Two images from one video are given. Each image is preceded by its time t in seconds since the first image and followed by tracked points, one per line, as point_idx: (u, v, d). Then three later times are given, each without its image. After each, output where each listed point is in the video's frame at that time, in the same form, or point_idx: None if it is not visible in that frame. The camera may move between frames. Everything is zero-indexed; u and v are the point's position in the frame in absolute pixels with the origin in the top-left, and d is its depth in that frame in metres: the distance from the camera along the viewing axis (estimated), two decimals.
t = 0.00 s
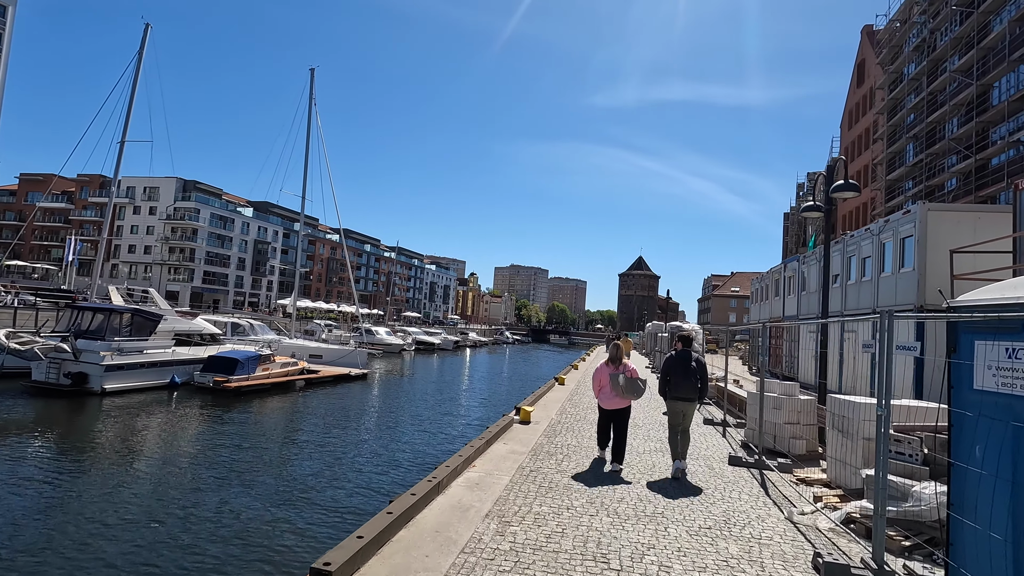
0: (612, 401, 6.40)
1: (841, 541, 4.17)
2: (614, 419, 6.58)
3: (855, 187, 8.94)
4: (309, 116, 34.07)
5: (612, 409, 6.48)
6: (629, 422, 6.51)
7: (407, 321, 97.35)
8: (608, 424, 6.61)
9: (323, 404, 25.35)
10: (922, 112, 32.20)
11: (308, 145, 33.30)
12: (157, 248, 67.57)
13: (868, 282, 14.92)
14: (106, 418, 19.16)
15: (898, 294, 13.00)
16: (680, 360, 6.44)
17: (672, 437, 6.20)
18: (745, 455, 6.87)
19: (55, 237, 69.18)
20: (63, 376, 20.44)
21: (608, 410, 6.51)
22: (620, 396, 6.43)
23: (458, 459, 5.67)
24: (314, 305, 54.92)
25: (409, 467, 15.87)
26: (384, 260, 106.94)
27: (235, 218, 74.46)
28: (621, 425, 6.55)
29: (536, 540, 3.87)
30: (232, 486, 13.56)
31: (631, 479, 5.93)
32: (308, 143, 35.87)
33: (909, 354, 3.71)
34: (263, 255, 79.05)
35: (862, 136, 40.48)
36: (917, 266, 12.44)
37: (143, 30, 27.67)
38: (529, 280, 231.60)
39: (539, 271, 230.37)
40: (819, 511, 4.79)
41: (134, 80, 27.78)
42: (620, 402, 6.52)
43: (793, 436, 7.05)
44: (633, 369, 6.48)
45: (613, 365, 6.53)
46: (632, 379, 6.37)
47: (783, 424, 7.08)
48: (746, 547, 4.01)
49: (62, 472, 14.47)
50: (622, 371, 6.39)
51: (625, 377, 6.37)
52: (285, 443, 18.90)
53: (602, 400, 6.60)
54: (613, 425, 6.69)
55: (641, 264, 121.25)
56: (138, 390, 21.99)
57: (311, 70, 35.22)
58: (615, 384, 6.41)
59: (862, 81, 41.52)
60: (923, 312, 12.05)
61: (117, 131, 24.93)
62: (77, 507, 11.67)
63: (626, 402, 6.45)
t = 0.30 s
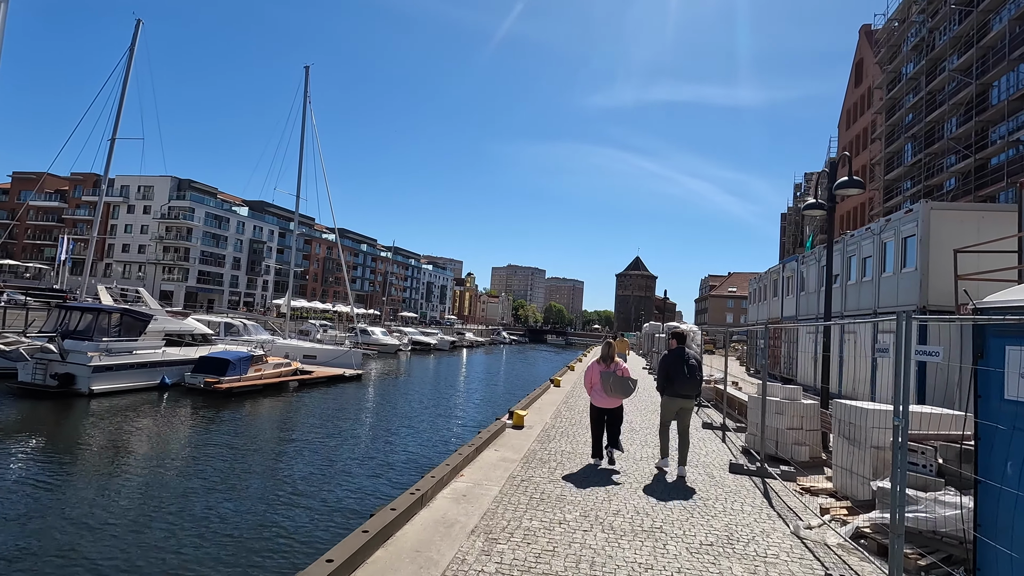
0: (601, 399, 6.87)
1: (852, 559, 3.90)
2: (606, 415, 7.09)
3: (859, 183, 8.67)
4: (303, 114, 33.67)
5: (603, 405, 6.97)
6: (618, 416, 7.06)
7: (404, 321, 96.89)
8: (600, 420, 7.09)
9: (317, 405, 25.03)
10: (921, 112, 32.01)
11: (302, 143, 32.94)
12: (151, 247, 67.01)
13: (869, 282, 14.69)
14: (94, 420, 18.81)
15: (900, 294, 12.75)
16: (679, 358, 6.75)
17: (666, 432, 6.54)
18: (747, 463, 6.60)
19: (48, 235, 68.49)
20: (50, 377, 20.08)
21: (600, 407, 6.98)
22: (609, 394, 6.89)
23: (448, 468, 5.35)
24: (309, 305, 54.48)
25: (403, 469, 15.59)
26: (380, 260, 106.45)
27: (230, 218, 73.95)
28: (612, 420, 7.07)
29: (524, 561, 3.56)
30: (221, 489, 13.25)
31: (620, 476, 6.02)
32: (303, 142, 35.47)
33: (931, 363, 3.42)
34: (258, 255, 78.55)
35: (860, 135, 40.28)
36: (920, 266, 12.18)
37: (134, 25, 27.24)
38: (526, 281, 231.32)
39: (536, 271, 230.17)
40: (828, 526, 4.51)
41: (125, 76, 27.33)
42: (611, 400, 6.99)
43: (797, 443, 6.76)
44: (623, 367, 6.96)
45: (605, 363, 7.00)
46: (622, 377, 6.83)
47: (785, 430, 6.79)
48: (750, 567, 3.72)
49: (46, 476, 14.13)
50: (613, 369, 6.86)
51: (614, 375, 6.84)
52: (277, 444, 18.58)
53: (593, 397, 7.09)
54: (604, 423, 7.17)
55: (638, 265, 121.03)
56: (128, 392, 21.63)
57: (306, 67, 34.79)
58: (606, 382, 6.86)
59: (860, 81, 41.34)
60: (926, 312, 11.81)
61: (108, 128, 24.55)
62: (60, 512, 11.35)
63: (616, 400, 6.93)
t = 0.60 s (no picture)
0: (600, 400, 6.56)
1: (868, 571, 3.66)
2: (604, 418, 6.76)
3: (865, 177, 8.41)
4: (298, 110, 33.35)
5: (601, 408, 6.65)
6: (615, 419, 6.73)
7: (401, 320, 96.58)
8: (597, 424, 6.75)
9: (311, 404, 24.75)
10: (920, 110, 31.84)
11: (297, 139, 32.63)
12: (146, 245, 66.61)
13: (870, 280, 14.46)
14: (84, 419, 18.50)
15: (904, 292, 12.49)
16: (670, 359, 6.70)
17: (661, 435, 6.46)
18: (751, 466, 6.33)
19: (42, 233, 67.99)
20: (38, 375, 19.76)
21: (598, 408, 6.67)
22: (608, 396, 6.57)
23: (437, 473, 5.05)
24: (306, 304, 54.19)
25: (396, 469, 15.29)
26: (377, 259, 106.16)
27: (227, 216, 73.54)
28: (608, 423, 6.76)
29: None
30: (209, 490, 12.93)
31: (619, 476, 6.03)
32: (298, 138, 35.09)
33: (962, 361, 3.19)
34: (254, 253, 78.19)
35: (859, 134, 40.10)
36: (924, 263, 11.94)
37: (127, 19, 26.89)
38: (523, 280, 231.31)
39: (533, 271, 230.10)
40: (840, 534, 4.27)
41: (117, 71, 26.92)
42: (608, 402, 6.70)
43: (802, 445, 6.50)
44: (621, 368, 6.69)
45: (604, 363, 6.79)
46: (619, 379, 6.53)
47: (791, 432, 6.52)
48: None
49: (30, 476, 13.81)
50: (611, 370, 6.57)
51: (613, 376, 6.53)
52: (269, 445, 18.26)
53: (591, 399, 6.78)
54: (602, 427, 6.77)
55: (636, 264, 120.98)
56: (118, 391, 21.32)
57: (301, 63, 34.42)
58: (603, 383, 6.57)
59: (860, 79, 41.10)
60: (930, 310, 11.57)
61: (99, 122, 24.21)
62: (43, 513, 11.05)
63: (613, 402, 6.63)
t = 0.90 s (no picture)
0: (602, 398, 6.86)
1: None
2: (604, 414, 7.07)
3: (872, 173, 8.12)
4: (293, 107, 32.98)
5: (602, 405, 6.94)
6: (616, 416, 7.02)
7: (398, 320, 96.15)
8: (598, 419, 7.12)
9: (304, 405, 24.40)
10: (920, 109, 31.64)
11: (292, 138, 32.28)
12: (141, 244, 66.11)
13: (873, 281, 14.17)
14: (71, 421, 18.15)
15: (909, 293, 12.22)
16: (664, 358, 6.82)
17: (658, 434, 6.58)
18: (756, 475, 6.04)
19: (35, 232, 67.45)
20: (25, 376, 19.40)
21: (599, 406, 6.97)
22: (608, 393, 6.87)
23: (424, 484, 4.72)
24: (301, 303, 53.77)
25: (389, 472, 14.97)
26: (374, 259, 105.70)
27: (222, 215, 73.11)
28: (609, 418, 7.08)
29: None
30: (197, 494, 12.61)
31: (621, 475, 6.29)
32: (294, 136, 34.72)
33: (1003, 369, 2.94)
34: (250, 253, 77.74)
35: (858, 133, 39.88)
36: (928, 263, 11.66)
37: (120, 15, 26.54)
38: (521, 279, 231.08)
39: (531, 271, 229.83)
40: (855, 552, 4.00)
41: (109, 67, 26.52)
42: (609, 399, 6.99)
43: (809, 453, 6.23)
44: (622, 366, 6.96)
45: (605, 362, 7.01)
46: (621, 376, 6.82)
47: (797, 439, 6.27)
48: None
49: (12, 480, 13.46)
50: (613, 368, 6.84)
51: (615, 375, 6.83)
52: (260, 447, 17.91)
53: (592, 396, 7.07)
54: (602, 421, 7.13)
55: (633, 264, 120.72)
56: (108, 392, 20.97)
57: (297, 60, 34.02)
58: (605, 380, 6.84)
59: (859, 79, 40.84)
60: (935, 311, 11.28)
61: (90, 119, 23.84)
62: (23, 518, 10.70)
63: (615, 400, 6.91)
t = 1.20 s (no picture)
0: (594, 400, 6.69)
1: None
2: (596, 418, 6.84)
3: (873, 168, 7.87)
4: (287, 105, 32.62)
5: (596, 408, 6.76)
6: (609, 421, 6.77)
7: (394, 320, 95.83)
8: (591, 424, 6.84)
9: (295, 406, 24.06)
10: (918, 110, 31.51)
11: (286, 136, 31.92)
12: (135, 244, 65.59)
13: (872, 281, 13.94)
14: (56, 422, 17.77)
15: (909, 293, 11.98)
16: (658, 360, 6.80)
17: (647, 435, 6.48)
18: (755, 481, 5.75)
19: (28, 231, 66.85)
20: (9, 377, 19.03)
21: (591, 409, 6.77)
22: (602, 395, 6.74)
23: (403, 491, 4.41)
24: (296, 304, 53.43)
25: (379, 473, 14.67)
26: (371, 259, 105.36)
27: (217, 215, 72.67)
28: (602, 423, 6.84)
29: None
30: (180, 497, 12.28)
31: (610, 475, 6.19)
32: (288, 135, 34.38)
33: None
34: (245, 253, 77.31)
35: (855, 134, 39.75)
36: (929, 262, 11.42)
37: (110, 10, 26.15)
38: (518, 280, 231.01)
39: (528, 272, 229.87)
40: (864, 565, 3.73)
41: (99, 63, 26.13)
42: (601, 402, 6.86)
43: (810, 457, 5.96)
44: (613, 368, 6.86)
45: (596, 364, 6.88)
46: (614, 378, 6.75)
47: (797, 443, 5.99)
48: None
49: None
50: (604, 369, 6.75)
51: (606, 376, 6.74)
52: (249, 449, 17.57)
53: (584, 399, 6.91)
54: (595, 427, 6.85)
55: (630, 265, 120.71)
56: (94, 393, 20.59)
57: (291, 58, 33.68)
58: (597, 382, 6.76)
59: (856, 80, 40.74)
60: (937, 311, 11.04)
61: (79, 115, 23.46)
62: None
63: (608, 401, 6.78)
